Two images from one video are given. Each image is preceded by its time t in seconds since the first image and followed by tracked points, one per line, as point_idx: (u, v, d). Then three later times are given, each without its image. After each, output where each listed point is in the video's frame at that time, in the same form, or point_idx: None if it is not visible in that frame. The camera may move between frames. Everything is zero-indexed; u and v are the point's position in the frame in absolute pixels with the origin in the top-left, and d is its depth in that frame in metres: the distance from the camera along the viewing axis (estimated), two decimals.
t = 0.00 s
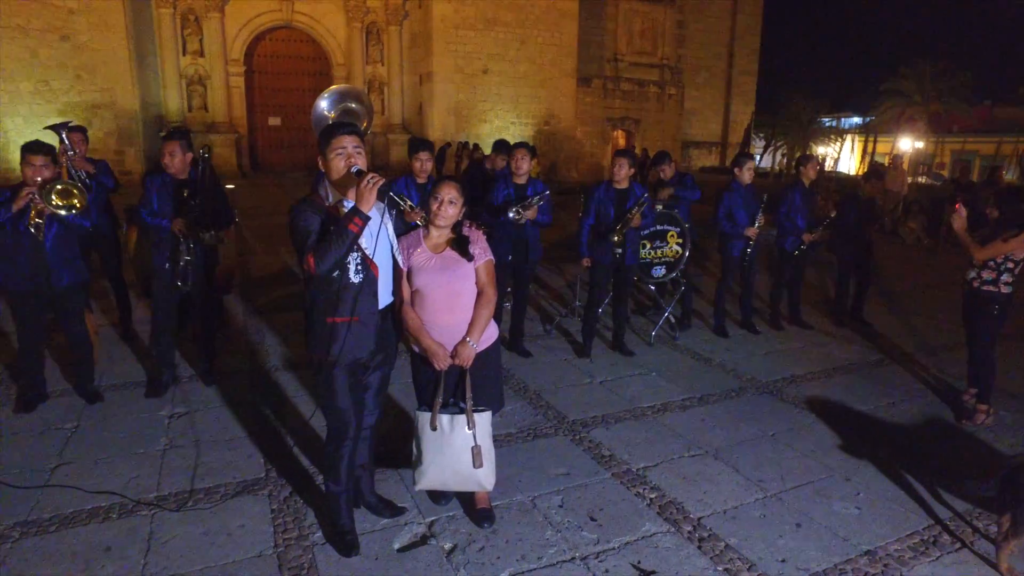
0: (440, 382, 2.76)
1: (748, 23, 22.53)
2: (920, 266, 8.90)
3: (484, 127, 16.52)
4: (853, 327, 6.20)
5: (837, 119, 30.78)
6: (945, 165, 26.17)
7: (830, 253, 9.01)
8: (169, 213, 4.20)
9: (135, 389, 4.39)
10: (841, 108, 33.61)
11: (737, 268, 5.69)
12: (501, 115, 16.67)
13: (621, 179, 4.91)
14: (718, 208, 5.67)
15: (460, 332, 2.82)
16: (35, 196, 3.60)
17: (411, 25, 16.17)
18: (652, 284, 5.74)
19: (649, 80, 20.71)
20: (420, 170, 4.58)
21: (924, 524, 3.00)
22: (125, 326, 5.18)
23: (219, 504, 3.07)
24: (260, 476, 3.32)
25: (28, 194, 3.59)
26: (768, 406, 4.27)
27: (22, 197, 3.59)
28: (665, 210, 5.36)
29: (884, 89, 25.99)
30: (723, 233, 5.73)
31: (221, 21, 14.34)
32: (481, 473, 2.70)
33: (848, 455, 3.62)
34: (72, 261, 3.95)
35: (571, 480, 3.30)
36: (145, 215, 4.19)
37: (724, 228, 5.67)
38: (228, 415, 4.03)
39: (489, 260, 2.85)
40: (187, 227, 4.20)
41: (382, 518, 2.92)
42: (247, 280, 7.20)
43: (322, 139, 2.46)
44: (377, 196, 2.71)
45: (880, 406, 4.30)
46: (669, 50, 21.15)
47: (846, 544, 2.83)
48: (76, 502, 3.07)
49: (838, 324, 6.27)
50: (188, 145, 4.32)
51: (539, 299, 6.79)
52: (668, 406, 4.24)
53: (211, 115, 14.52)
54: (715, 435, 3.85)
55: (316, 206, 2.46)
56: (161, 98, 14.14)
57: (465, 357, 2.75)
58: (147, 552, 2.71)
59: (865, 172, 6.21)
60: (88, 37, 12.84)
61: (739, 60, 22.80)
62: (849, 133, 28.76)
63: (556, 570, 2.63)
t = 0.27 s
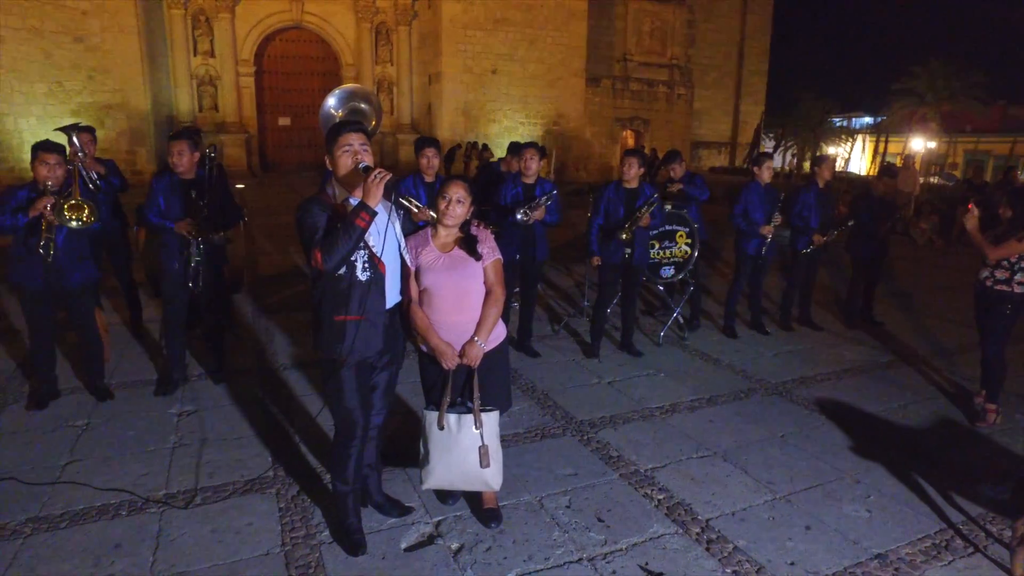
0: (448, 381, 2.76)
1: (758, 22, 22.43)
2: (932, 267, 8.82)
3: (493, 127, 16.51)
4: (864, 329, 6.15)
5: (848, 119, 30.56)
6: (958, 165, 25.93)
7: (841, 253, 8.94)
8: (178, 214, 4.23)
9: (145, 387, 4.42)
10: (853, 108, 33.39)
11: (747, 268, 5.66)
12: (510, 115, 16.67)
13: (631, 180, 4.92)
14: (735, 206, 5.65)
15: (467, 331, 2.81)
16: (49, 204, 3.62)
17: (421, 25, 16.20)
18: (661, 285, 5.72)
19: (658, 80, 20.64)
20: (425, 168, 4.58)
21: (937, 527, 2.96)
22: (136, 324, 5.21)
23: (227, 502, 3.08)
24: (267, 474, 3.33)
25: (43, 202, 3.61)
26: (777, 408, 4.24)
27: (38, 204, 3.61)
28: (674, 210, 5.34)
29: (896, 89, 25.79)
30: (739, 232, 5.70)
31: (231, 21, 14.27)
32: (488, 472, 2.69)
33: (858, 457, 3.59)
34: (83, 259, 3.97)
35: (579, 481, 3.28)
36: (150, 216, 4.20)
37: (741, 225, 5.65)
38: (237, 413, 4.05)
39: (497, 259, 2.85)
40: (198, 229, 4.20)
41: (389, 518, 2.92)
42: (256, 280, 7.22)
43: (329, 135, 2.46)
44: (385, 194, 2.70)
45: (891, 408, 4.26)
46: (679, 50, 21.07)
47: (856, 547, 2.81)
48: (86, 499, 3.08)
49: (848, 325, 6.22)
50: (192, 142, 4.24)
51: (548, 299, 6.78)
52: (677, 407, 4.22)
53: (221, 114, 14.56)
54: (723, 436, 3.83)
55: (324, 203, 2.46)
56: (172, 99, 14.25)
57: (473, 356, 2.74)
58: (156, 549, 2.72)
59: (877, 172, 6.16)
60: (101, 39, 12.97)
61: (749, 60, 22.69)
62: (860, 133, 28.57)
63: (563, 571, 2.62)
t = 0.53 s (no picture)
0: (456, 380, 2.76)
1: (769, 22, 22.32)
2: (944, 268, 8.74)
3: (502, 127, 16.51)
4: (874, 330, 6.10)
5: (859, 119, 30.36)
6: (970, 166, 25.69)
7: (851, 254, 8.88)
8: (183, 215, 4.24)
9: (154, 386, 4.44)
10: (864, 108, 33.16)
11: (757, 270, 5.63)
12: (519, 115, 16.67)
13: (640, 180, 4.88)
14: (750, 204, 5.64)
15: (476, 331, 2.81)
16: (56, 209, 3.65)
17: (430, 26, 16.23)
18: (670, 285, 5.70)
19: (667, 80, 20.59)
20: (428, 166, 4.56)
21: (949, 532, 2.93)
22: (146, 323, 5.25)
23: (235, 500, 3.09)
24: (276, 473, 3.34)
25: (50, 206, 3.65)
26: (787, 410, 4.22)
27: (44, 209, 3.65)
28: (683, 210, 5.32)
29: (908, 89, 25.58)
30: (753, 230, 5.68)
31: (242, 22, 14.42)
32: (497, 473, 2.69)
33: (869, 460, 3.56)
34: (92, 260, 3.99)
35: (587, 482, 3.28)
36: (155, 220, 4.25)
37: (755, 224, 5.63)
38: (245, 413, 4.06)
39: (506, 259, 2.85)
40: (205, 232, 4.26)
41: (397, 518, 2.92)
42: (265, 279, 7.25)
43: (336, 134, 2.47)
44: (393, 194, 2.71)
45: (903, 411, 4.23)
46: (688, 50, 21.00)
47: (867, 551, 2.78)
48: (96, 497, 3.10)
49: (859, 327, 6.18)
50: (197, 144, 4.23)
51: (556, 300, 6.77)
52: (686, 408, 4.21)
53: (232, 116, 14.65)
54: (732, 438, 3.81)
55: (332, 203, 2.46)
56: (184, 100, 14.35)
57: (481, 356, 2.74)
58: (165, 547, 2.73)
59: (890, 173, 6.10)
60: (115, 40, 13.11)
61: (759, 60, 22.57)
62: (871, 134, 28.38)
63: (570, 572, 2.61)
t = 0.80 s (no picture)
0: (464, 381, 2.75)
1: (779, 22, 22.21)
2: (957, 270, 8.65)
3: (511, 127, 16.49)
4: (885, 332, 6.05)
5: (871, 119, 30.14)
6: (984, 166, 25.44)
7: (862, 255, 8.80)
8: (183, 219, 4.21)
9: (164, 385, 4.47)
10: (876, 108, 32.92)
11: (767, 270, 5.60)
12: (528, 115, 16.65)
13: (643, 181, 4.89)
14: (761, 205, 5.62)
15: (484, 331, 2.81)
16: (62, 207, 3.65)
17: (439, 26, 16.26)
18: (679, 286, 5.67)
19: (677, 80, 20.52)
20: (430, 165, 4.60)
21: (961, 537, 2.91)
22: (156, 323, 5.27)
23: (244, 499, 3.11)
24: (284, 472, 3.35)
25: (57, 205, 3.64)
26: (797, 412, 4.19)
27: (50, 209, 3.63)
28: (692, 211, 5.30)
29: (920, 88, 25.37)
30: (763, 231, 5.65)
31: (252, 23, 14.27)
32: (504, 473, 2.68)
33: (879, 463, 3.53)
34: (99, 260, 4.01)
35: (595, 483, 3.27)
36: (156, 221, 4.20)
37: (764, 225, 5.60)
38: (254, 412, 4.07)
39: (514, 259, 2.84)
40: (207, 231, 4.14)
41: (404, 518, 2.92)
42: (274, 279, 7.28)
43: (345, 135, 2.47)
44: (401, 194, 2.71)
45: (914, 414, 4.19)
46: (698, 49, 20.94)
47: (877, 555, 2.76)
48: (106, 494, 3.12)
49: (870, 328, 6.13)
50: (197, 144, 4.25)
51: (564, 300, 6.76)
52: (694, 410, 4.18)
53: (242, 116, 14.52)
54: (741, 440, 3.78)
55: (339, 203, 2.47)
56: (193, 102, 14.24)
57: (489, 356, 2.74)
58: (174, 545, 2.74)
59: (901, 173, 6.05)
60: (127, 43, 13.31)
61: (770, 60, 22.46)
62: (883, 134, 28.17)
63: (577, 573, 2.60)
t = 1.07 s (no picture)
0: (472, 382, 2.75)
1: (789, 22, 22.10)
2: (969, 272, 8.58)
3: (520, 128, 16.49)
4: (895, 335, 6.01)
5: (881, 120, 29.95)
6: (997, 167, 25.21)
7: (872, 257, 8.75)
8: (177, 218, 4.19)
9: (173, 384, 4.49)
10: (886, 109, 32.71)
11: (775, 272, 5.57)
12: (536, 116, 16.64)
13: (642, 181, 4.90)
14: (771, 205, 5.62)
15: (492, 332, 2.81)
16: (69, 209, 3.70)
17: (447, 27, 16.30)
18: (687, 288, 5.65)
19: (685, 81, 20.48)
20: (428, 166, 4.58)
21: (973, 542, 2.88)
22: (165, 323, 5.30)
23: (252, 499, 3.12)
24: (291, 472, 3.36)
25: (62, 208, 3.68)
26: (806, 414, 4.16)
27: (57, 212, 3.68)
28: (702, 212, 5.28)
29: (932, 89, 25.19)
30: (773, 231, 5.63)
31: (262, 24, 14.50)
32: (511, 475, 2.68)
33: (890, 467, 3.51)
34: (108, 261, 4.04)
35: (602, 485, 3.26)
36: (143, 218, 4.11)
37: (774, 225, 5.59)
38: (262, 412, 4.09)
39: (522, 260, 2.84)
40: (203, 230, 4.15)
41: (411, 518, 2.92)
42: (283, 279, 7.31)
43: (354, 135, 2.47)
44: (409, 195, 2.71)
45: (924, 417, 4.16)
46: (707, 50, 20.89)
47: (887, 560, 2.74)
48: (116, 493, 3.14)
49: (880, 330, 6.09)
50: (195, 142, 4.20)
51: (571, 301, 6.75)
52: (703, 412, 4.17)
53: (251, 116, 14.65)
54: (750, 442, 3.76)
55: (348, 203, 2.47)
56: (204, 102, 14.51)
57: (497, 357, 2.73)
58: (183, 544, 2.76)
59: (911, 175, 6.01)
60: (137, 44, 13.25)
61: (779, 60, 22.37)
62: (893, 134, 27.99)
63: None
